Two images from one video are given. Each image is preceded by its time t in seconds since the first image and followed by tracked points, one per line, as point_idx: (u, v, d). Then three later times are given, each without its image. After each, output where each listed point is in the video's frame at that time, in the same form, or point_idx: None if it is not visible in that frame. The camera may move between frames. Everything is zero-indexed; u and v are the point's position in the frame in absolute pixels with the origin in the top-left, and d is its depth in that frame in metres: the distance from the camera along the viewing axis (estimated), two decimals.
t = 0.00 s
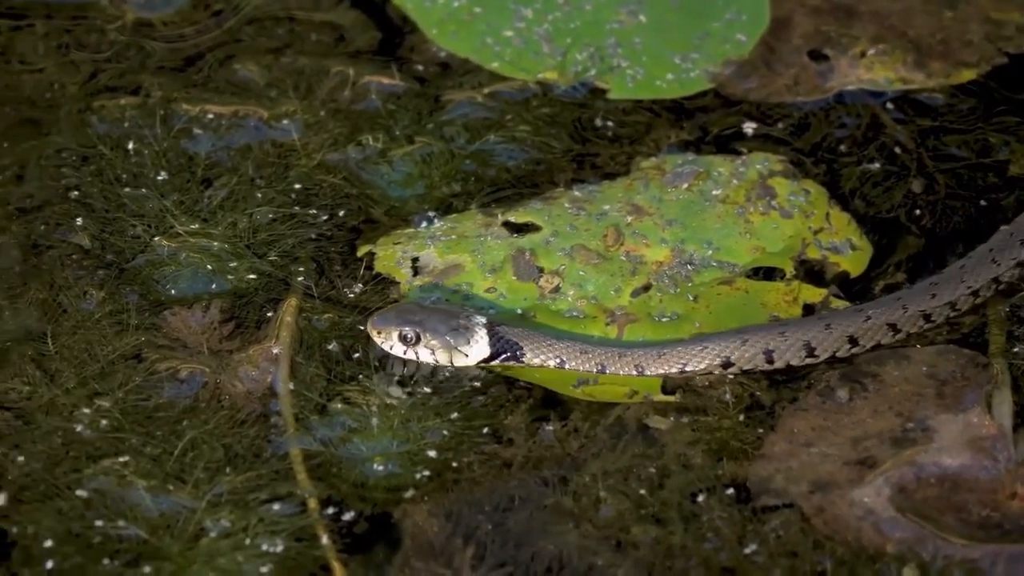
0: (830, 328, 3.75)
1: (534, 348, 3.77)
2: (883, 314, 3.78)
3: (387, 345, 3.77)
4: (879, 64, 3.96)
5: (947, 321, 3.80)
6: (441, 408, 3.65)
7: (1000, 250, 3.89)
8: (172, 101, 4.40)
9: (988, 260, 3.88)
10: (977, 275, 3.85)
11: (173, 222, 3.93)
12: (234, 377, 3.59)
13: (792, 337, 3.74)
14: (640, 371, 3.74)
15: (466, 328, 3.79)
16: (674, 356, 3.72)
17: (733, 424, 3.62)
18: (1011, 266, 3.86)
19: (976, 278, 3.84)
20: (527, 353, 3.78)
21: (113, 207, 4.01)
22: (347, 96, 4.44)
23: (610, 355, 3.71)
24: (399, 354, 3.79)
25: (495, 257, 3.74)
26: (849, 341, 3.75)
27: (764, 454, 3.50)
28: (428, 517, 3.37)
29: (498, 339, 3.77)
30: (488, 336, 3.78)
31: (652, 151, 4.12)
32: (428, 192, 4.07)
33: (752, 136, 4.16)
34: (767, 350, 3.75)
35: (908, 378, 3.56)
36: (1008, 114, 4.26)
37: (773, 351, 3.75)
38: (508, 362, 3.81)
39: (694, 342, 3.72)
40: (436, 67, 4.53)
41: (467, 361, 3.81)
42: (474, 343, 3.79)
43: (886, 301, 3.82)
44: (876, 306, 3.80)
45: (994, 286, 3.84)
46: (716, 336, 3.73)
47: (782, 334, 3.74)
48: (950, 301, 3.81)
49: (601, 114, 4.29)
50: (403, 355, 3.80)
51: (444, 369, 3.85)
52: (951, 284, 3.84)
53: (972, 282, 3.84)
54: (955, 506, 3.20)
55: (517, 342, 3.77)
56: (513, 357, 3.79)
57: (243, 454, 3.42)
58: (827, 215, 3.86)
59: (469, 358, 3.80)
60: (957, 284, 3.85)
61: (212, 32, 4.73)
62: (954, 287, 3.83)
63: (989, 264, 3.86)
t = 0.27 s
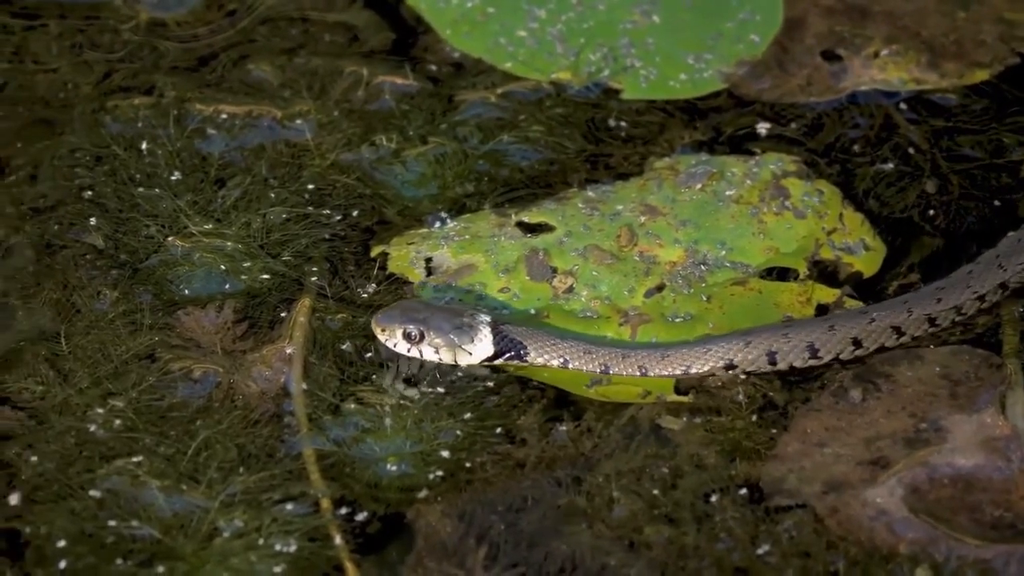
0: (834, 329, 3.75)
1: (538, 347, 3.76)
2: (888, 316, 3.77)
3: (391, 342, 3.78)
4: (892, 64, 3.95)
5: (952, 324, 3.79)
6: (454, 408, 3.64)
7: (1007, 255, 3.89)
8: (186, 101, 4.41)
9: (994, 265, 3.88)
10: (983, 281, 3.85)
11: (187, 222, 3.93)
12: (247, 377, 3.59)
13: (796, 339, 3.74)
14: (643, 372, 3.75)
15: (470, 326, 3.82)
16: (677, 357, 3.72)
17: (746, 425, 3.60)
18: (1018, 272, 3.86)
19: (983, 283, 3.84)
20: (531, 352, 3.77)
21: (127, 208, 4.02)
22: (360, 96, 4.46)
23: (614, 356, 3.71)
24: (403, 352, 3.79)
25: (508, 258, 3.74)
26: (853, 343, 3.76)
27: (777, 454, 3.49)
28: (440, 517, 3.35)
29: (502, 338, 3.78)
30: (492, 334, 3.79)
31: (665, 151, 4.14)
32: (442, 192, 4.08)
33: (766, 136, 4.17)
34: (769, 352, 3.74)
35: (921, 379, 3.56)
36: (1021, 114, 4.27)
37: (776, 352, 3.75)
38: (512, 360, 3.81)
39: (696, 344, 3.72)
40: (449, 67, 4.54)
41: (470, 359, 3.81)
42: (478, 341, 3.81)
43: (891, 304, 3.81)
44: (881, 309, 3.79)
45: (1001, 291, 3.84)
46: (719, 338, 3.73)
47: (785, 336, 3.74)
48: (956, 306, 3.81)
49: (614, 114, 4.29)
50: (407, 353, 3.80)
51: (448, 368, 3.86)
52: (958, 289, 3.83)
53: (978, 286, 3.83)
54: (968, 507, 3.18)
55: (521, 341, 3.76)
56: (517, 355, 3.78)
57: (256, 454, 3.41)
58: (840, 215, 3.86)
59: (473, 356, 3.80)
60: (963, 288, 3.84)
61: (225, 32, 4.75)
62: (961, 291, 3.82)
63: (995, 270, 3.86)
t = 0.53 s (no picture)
0: (834, 334, 3.75)
1: (539, 350, 3.77)
2: (890, 323, 3.76)
3: (392, 343, 3.77)
4: (903, 67, 3.95)
5: (956, 332, 3.77)
6: (465, 411, 3.63)
7: (1012, 264, 3.87)
8: (196, 104, 4.46)
9: (999, 274, 3.86)
10: (988, 289, 3.83)
11: (199, 225, 3.96)
12: (259, 380, 3.58)
13: (796, 344, 3.73)
14: (643, 376, 3.77)
15: (471, 327, 3.80)
16: (677, 362, 3.75)
17: (757, 428, 3.59)
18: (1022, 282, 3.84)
19: (987, 291, 3.82)
20: (532, 354, 3.78)
21: (138, 210, 4.05)
22: (371, 100, 4.48)
23: (614, 359, 3.75)
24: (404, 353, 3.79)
25: (519, 261, 3.74)
26: (854, 349, 3.75)
27: (788, 457, 3.48)
28: (452, 520, 3.34)
29: (502, 339, 3.78)
30: (493, 336, 3.79)
31: (677, 152, 4.18)
32: (453, 195, 4.09)
33: (777, 139, 4.18)
34: (769, 357, 3.74)
35: (932, 383, 3.56)
36: None
37: (776, 357, 3.74)
38: (512, 362, 3.80)
39: (697, 349, 3.73)
40: (460, 70, 4.59)
41: (471, 360, 3.79)
42: (479, 342, 3.79)
43: (894, 310, 3.80)
44: (884, 315, 3.78)
45: (1005, 300, 3.82)
46: (720, 343, 3.73)
47: (785, 341, 3.73)
48: (959, 314, 3.79)
49: (625, 117, 4.33)
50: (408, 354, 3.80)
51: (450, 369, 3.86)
52: (961, 297, 3.82)
53: (982, 295, 3.82)
54: (980, 509, 3.18)
55: (521, 343, 3.77)
56: (518, 357, 3.78)
57: (267, 457, 3.40)
58: (851, 219, 3.86)
59: (474, 356, 3.77)
60: (967, 296, 3.82)
61: (236, 35, 4.80)
62: (964, 299, 3.81)
63: (1000, 278, 3.85)
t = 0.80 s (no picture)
0: (833, 337, 3.73)
1: (537, 350, 3.75)
2: (890, 327, 3.75)
3: (391, 343, 3.76)
4: (912, 69, 3.99)
5: (955, 338, 3.75)
6: (474, 413, 3.62)
7: (1014, 271, 3.85)
8: (205, 106, 4.47)
9: (1001, 280, 3.84)
10: (989, 295, 3.80)
11: (207, 226, 3.96)
12: (267, 382, 3.57)
13: (795, 347, 3.71)
14: (642, 378, 3.75)
15: (468, 327, 3.80)
16: (675, 365, 3.72)
17: (766, 429, 3.59)
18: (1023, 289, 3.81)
19: (988, 297, 3.79)
20: (530, 354, 3.76)
21: (146, 212, 4.05)
22: (380, 100, 4.50)
23: (613, 361, 3.73)
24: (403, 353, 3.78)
25: (528, 263, 3.73)
26: (853, 352, 3.74)
27: (797, 459, 3.48)
28: (461, 522, 3.34)
29: (500, 338, 3.76)
30: (491, 335, 3.78)
31: (685, 156, 4.15)
32: (462, 197, 4.10)
33: (786, 141, 4.17)
34: (767, 360, 3.72)
35: (941, 384, 3.55)
36: None
37: (775, 361, 3.73)
38: (509, 362, 3.77)
39: (695, 353, 3.71)
40: (468, 72, 4.59)
41: (470, 360, 3.78)
42: (477, 342, 3.79)
43: (894, 313, 3.79)
44: (884, 318, 3.77)
45: (1007, 306, 3.79)
46: (719, 347, 3.72)
47: (784, 344, 3.71)
48: (959, 319, 3.77)
49: (635, 119, 4.32)
50: (407, 354, 3.79)
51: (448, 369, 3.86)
52: (962, 302, 3.80)
53: (983, 300, 3.79)
54: (989, 511, 3.17)
55: (519, 343, 3.75)
56: (516, 357, 3.76)
57: (276, 458, 3.40)
58: (860, 220, 3.86)
59: (472, 356, 3.77)
60: (968, 302, 3.80)
61: (245, 37, 4.80)
62: (964, 305, 3.79)
63: (1001, 284, 3.82)
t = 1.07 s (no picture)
0: (834, 340, 3.71)
1: (538, 350, 3.73)
2: (891, 331, 3.74)
3: (392, 343, 3.78)
4: (926, 71, 4.04)
5: (956, 344, 3.74)
6: (487, 414, 3.62)
7: (1018, 278, 3.85)
8: (219, 107, 4.47)
9: (1004, 287, 3.84)
10: (992, 301, 3.80)
11: (221, 228, 3.96)
12: (281, 383, 3.57)
13: (794, 351, 3.70)
14: (642, 381, 3.68)
15: (469, 326, 3.78)
16: (677, 368, 3.65)
17: (780, 431, 3.60)
18: None
19: (991, 304, 3.79)
20: (530, 354, 3.74)
21: (160, 213, 4.05)
22: (393, 104, 4.49)
23: (614, 362, 3.69)
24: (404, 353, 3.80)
25: (541, 265, 3.73)
26: (854, 356, 3.72)
27: (810, 461, 3.47)
28: (474, 524, 3.33)
29: (501, 338, 3.73)
30: (492, 335, 3.75)
31: (699, 156, 4.18)
32: (475, 199, 4.11)
33: (800, 143, 4.16)
34: (767, 365, 3.71)
35: (954, 386, 3.52)
36: None
37: (774, 365, 3.71)
38: (508, 360, 3.77)
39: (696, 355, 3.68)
40: (482, 73, 4.59)
41: (471, 359, 3.79)
42: (478, 341, 3.77)
43: (894, 317, 3.79)
44: (885, 322, 3.76)
45: (1009, 313, 3.79)
46: (719, 351, 3.70)
47: (784, 347, 3.70)
48: (961, 325, 3.76)
49: (648, 121, 4.33)
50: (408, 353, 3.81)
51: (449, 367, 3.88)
52: (965, 308, 3.79)
53: (986, 307, 3.79)
54: (1002, 513, 3.14)
55: (520, 343, 3.73)
56: (517, 357, 3.75)
57: (289, 460, 3.39)
58: (874, 222, 3.85)
59: (473, 356, 3.77)
60: (971, 309, 3.79)
61: (259, 38, 4.80)
62: (967, 311, 3.78)
63: (1005, 291, 3.82)
